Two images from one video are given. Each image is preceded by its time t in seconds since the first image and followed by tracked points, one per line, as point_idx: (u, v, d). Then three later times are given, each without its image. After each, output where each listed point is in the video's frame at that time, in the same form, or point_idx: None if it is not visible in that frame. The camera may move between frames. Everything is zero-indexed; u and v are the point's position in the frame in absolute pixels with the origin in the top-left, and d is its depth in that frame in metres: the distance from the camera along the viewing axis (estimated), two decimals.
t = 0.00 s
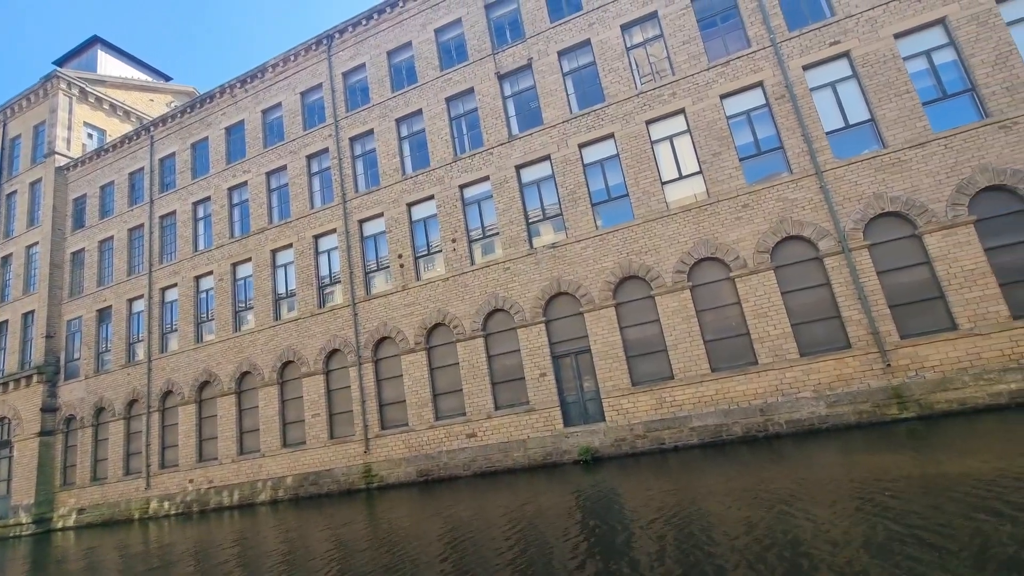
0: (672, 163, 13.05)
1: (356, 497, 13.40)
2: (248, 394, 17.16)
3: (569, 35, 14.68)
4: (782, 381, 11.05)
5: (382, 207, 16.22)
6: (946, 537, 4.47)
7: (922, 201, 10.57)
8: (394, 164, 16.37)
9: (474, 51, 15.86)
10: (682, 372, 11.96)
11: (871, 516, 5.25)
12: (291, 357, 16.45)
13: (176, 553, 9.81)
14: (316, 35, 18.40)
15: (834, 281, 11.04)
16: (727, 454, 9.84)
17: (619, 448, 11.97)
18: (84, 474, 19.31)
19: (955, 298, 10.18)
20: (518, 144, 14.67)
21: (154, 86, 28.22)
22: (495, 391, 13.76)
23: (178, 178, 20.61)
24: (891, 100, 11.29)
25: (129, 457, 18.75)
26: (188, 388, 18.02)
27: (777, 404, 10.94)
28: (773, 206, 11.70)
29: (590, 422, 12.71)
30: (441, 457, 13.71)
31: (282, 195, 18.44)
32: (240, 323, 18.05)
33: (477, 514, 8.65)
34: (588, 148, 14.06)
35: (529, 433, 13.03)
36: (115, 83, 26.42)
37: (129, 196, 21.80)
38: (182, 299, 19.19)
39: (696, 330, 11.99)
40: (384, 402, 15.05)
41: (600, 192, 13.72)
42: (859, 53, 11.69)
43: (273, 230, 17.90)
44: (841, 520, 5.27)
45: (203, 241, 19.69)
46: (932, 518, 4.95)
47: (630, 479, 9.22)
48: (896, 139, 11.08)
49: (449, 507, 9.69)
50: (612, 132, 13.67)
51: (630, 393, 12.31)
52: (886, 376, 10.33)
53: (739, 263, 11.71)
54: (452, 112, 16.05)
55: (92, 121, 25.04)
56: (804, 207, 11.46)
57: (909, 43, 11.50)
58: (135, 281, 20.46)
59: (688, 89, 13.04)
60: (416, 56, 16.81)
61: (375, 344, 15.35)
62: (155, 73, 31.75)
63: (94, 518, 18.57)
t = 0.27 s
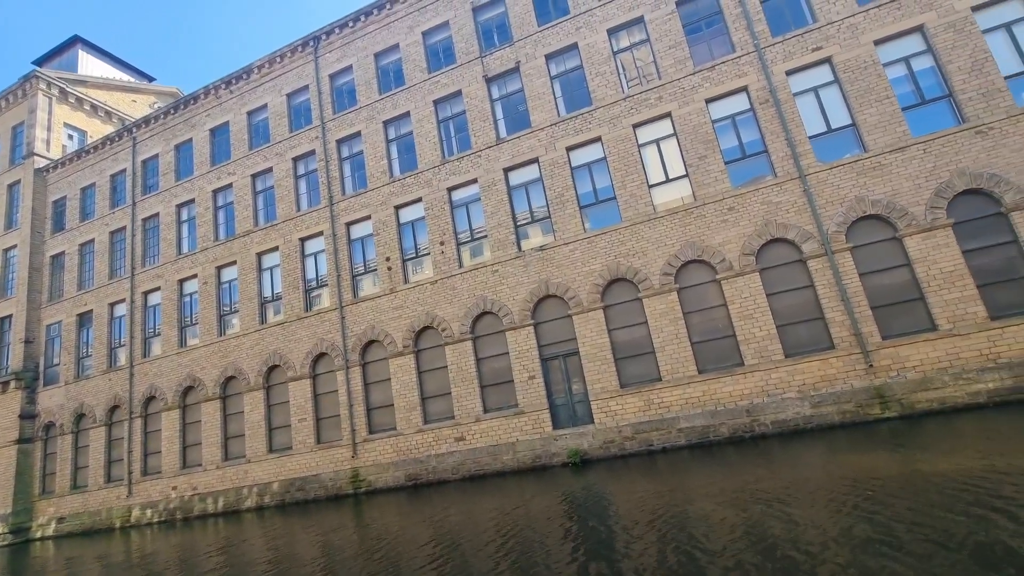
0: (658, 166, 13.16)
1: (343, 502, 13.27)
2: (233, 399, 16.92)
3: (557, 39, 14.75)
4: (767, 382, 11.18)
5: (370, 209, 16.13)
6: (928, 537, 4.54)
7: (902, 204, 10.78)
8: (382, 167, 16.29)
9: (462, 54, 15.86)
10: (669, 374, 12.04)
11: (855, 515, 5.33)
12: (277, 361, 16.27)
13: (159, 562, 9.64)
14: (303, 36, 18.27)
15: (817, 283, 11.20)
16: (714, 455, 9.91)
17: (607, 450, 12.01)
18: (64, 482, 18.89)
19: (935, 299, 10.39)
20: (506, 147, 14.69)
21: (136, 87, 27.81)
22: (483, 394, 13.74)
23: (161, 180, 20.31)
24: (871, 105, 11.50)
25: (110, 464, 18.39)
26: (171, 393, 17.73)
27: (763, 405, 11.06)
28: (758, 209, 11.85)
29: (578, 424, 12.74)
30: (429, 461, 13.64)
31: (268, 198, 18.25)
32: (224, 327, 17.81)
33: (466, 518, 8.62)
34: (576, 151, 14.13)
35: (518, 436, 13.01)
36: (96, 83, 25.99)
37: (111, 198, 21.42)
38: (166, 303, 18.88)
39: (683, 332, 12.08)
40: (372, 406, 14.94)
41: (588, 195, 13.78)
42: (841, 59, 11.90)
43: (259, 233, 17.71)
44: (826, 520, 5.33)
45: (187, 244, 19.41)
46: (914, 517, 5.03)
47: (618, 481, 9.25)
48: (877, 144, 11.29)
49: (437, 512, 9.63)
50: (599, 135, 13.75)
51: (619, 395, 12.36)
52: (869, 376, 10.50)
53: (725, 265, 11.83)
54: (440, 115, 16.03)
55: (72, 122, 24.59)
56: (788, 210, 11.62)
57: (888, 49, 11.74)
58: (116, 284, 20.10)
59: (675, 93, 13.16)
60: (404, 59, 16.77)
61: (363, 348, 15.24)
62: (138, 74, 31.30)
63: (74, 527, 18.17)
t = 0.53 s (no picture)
0: (647, 169, 13.25)
1: (332, 507, 13.14)
2: (218, 403, 16.70)
3: (545, 42, 14.81)
4: (754, 383, 11.29)
5: (358, 211, 16.04)
6: (915, 535, 4.59)
7: (885, 207, 10.97)
8: (370, 168, 16.21)
9: (451, 56, 15.86)
10: (658, 375, 12.11)
11: (840, 515, 5.39)
12: (264, 364, 16.09)
13: (143, 570, 9.48)
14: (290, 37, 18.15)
15: (803, 284, 11.34)
16: (703, 456, 9.97)
17: (597, 452, 12.03)
18: (44, 489, 18.50)
19: (917, 300, 10.58)
20: (495, 149, 14.70)
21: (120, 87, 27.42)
22: (473, 396, 13.70)
23: (145, 181, 20.01)
24: (855, 109, 11.69)
25: (92, 471, 18.04)
26: (155, 398, 17.45)
27: (751, 406, 11.15)
28: (745, 212, 11.98)
29: (568, 426, 12.75)
30: (419, 464, 13.57)
31: (255, 199, 18.07)
32: (210, 331, 17.58)
33: (456, 521, 8.58)
34: (565, 153, 14.17)
35: (508, 438, 12.99)
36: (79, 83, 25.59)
37: (93, 200, 21.06)
38: (150, 306, 18.60)
39: (672, 333, 12.16)
40: (360, 410, 14.83)
41: (577, 197, 13.83)
42: (825, 64, 12.08)
43: (246, 235, 17.52)
44: (815, 520, 5.38)
45: (172, 247, 19.14)
46: (901, 516, 5.09)
47: (608, 483, 9.27)
48: (860, 147, 11.47)
49: (427, 516, 9.56)
50: (588, 138, 13.81)
51: (608, 397, 12.39)
52: (853, 376, 10.65)
53: (713, 267, 11.94)
54: (429, 117, 16.00)
55: (54, 122, 24.16)
56: (774, 213, 11.76)
57: (871, 55, 11.94)
58: (99, 287, 19.76)
59: (662, 96, 13.27)
60: (392, 60, 16.72)
61: (351, 351, 15.12)
62: (122, 74, 30.88)
63: (54, 535, 17.79)
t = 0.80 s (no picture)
0: (635, 171, 13.33)
1: (320, 512, 13.00)
2: (204, 407, 16.47)
3: (535, 44, 14.84)
4: (742, 384, 11.39)
5: (347, 213, 15.93)
6: (901, 534, 4.65)
7: (869, 210, 11.14)
8: (359, 170, 16.11)
9: (440, 57, 15.83)
10: (647, 376, 12.17)
11: (827, 515, 5.45)
12: (251, 367, 15.90)
13: None
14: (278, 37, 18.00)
15: (789, 286, 11.47)
16: (691, 456, 10.03)
17: (587, 454, 12.04)
18: (23, 496, 18.10)
19: (900, 301, 10.75)
20: (485, 150, 14.69)
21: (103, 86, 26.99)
22: (463, 399, 13.66)
23: (129, 182, 19.70)
24: (839, 114, 11.87)
25: (73, 477, 17.69)
26: (139, 402, 17.16)
27: (738, 406, 11.24)
28: (732, 214, 12.09)
29: (558, 428, 12.76)
30: (408, 468, 13.48)
31: (242, 200, 17.87)
32: (196, 333, 17.34)
33: (445, 525, 8.54)
34: (554, 155, 14.20)
35: (497, 441, 12.97)
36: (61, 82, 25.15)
37: (75, 201, 20.69)
38: (133, 308, 18.30)
39: (660, 335, 12.23)
40: (349, 413, 14.71)
41: (567, 199, 13.86)
42: (809, 69, 12.25)
43: (232, 237, 17.32)
44: (803, 520, 5.43)
45: (156, 248, 18.86)
46: (887, 515, 5.15)
47: (597, 484, 9.29)
48: (844, 151, 11.64)
49: (416, 520, 9.50)
50: (577, 140, 13.86)
51: (598, 398, 12.43)
52: (839, 376, 10.79)
53: (701, 269, 12.04)
54: (418, 119, 15.95)
55: (35, 121, 23.68)
56: (761, 215, 11.89)
57: (855, 60, 12.12)
58: (81, 290, 19.40)
59: (651, 100, 13.36)
60: (381, 61, 16.65)
61: (340, 353, 15.01)
62: (106, 73, 30.42)
63: (34, 543, 17.41)
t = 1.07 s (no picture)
0: (622, 173, 13.41)
1: (305, 516, 12.85)
2: (186, 411, 16.20)
3: (522, 46, 14.87)
4: (727, 384, 11.51)
5: (333, 214, 15.79)
6: (884, 532, 4.72)
7: (850, 213, 11.34)
8: (345, 171, 15.99)
9: (427, 58, 15.78)
10: (634, 377, 12.23)
11: (811, 513, 5.52)
12: (235, 371, 15.67)
13: None
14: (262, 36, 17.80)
15: (773, 287, 11.62)
16: (678, 457, 10.10)
17: (574, 455, 12.07)
18: None
19: (880, 302, 10.95)
20: (472, 152, 14.66)
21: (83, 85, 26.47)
22: (450, 401, 13.60)
23: (109, 182, 19.33)
24: (821, 118, 12.06)
25: (50, 484, 17.27)
26: (119, 407, 16.82)
27: (724, 406, 11.35)
28: (717, 216, 12.22)
29: (545, 429, 12.77)
30: (395, 471, 13.39)
31: (225, 201, 17.62)
32: (178, 336, 17.05)
33: (433, 528, 8.50)
34: (541, 157, 14.23)
35: (485, 443, 12.93)
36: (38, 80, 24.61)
37: (53, 201, 20.24)
38: (113, 311, 17.94)
39: (647, 336, 12.30)
40: (335, 416, 14.57)
41: (554, 201, 13.89)
42: (792, 74, 12.44)
43: (215, 238, 17.07)
44: (788, 519, 5.49)
45: (137, 250, 18.52)
46: (869, 512, 5.24)
47: (585, 485, 9.31)
48: (826, 154, 11.84)
49: (404, 523, 9.44)
50: (565, 142, 13.91)
51: (585, 399, 12.46)
52: (821, 376, 10.95)
53: (687, 271, 12.15)
54: (405, 119, 15.88)
55: (12, 119, 22.97)
56: (745, 217, 12.04)
57: (836, 65, 12.34)
58: (59, 292, 18.97)
59: (637, 102, 13.46)
60: (368, 62, 16.55)
61: (326, 356, 14.86)
62: (85, 71, 29.86)
63: (9, 552, 16.96)
